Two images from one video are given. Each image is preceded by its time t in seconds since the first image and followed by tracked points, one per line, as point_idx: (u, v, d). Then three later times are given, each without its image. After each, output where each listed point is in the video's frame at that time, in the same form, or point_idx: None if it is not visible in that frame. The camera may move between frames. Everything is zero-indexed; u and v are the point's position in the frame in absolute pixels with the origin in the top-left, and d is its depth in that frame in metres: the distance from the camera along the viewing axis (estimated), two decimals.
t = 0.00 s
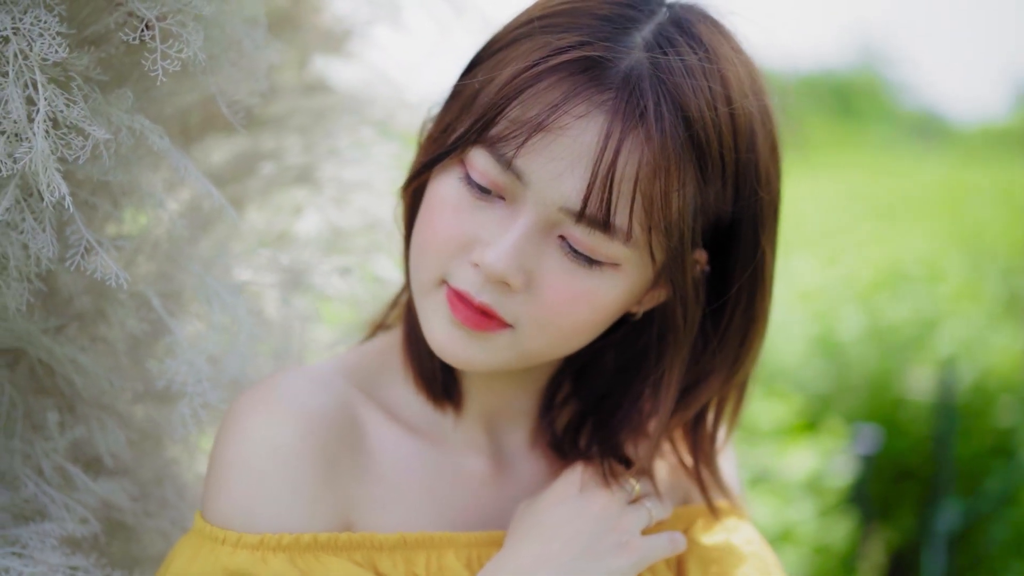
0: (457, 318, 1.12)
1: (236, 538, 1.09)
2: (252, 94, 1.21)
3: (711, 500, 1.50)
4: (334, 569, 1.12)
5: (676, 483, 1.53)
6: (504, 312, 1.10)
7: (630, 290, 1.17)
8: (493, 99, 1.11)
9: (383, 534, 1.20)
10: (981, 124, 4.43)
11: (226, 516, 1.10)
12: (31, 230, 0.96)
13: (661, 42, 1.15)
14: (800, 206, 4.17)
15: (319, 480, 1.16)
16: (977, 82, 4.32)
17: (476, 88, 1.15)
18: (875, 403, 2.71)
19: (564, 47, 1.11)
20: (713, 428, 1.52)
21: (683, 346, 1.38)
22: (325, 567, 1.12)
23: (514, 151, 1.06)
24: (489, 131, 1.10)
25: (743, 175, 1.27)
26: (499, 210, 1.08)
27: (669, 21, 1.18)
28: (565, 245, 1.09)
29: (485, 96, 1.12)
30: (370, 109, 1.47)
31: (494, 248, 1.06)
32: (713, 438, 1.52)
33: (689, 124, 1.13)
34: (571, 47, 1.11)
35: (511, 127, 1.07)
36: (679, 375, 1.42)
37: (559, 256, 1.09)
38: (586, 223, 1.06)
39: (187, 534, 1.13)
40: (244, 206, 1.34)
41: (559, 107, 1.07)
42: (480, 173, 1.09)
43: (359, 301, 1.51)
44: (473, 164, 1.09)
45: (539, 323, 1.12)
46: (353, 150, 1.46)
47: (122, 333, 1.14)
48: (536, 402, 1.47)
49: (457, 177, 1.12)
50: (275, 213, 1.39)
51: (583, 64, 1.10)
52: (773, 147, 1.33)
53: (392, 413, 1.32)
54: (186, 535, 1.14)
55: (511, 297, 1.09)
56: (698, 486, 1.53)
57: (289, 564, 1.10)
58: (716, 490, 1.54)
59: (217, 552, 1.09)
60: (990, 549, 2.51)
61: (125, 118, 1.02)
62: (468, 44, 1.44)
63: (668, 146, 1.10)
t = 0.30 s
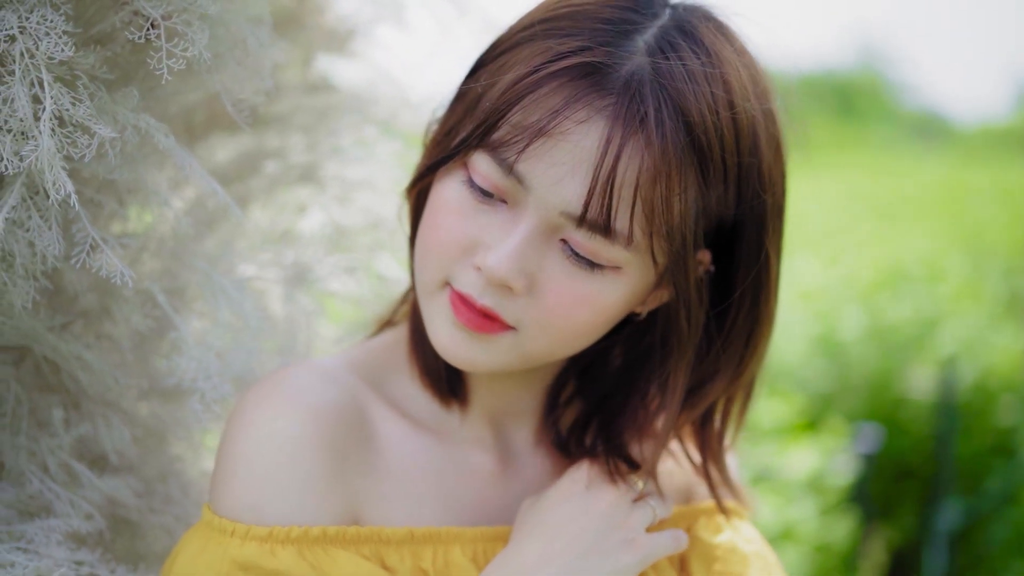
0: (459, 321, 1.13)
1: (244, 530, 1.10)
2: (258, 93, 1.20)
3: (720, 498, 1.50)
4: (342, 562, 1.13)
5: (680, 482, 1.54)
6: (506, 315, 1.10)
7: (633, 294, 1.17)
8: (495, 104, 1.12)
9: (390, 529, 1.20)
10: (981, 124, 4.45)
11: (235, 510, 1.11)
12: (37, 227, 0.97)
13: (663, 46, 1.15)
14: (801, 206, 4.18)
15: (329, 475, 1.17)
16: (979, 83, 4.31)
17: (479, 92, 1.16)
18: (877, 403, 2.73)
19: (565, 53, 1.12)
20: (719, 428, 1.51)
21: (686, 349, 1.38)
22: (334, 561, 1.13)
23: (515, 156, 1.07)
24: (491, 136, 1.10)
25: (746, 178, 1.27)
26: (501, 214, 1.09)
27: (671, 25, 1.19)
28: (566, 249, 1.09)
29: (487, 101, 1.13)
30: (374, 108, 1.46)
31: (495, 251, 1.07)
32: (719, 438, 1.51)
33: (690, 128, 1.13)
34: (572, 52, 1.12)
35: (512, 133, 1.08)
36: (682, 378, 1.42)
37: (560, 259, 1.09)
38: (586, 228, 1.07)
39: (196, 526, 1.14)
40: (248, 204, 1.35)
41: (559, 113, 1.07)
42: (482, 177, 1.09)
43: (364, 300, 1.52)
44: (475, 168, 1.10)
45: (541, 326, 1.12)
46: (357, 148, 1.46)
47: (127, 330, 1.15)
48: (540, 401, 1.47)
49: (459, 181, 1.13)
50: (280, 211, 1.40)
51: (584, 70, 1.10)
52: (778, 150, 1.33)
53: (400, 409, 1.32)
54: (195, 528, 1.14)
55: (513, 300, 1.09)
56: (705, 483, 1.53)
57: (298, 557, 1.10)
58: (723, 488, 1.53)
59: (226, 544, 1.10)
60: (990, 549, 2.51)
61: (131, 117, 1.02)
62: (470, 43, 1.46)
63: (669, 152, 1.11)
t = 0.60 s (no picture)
0: (458, 321, 1.13)
1: (246, 527, 1.10)
2: (259, 93, 1.20)
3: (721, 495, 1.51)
4: (343, 559, 1.13)
5: (680, 479, 1.54)
6: (505, 315, 1.11)
7: (630, 292, 1.18)
8: (492, 105, 1.12)
9: (391, 526, 1.21)
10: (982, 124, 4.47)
11: (236, 507, 1.12)
12: (39, 226, 0.97)
13: (658, 46, 1.15)
14: (801, 207, 4.18)
15: (330, 473, 1.17)
16: (981, 83, 4.33)
17: (475, 94, 1.16)
18: (878, 403, 2.73)
19: (560, 54, 1.12)
20: (719, 425, 1.52)
21: (684, 348, 1.39)
22: (335, 558, 1.13)
23: (511, 157, 1.07)
24: (487, 137, 1.11)
25: (742, 177, 1.28)
26: (498, 214, 1.09)
27: (667, 25, 1.19)
28: (563, 249, 1.10)
29: (483, 102, 1.13)
30: (375, 108, 1.47)
31: (493, 251, 1.07)
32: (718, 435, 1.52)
33: (686, 128, 1.14)
34: (567, 53, 1.12)
35: (508, 134, 1.08)
36: (680, 377, 1.42)
37: (558, 259, 1.10)
38: (583, 228, 1.07)
39: (197, 523, 1.15)
40: (249, 204, 1.35)
41: (555, 114, 1.08)
42: (479, 178, 1.10)
43: (365, 299, 1.52)
44: (472, 170, 1.11)
45: (540, 325, 1.13)
46: (357, 148, 1.46)
47: (129, 329, 1.15)
48: (540, 401, 1.48)
49: (457, 182, 1.13)
50: (281, 210, 1.40)
51: (579, 71, 1.11)
52: (773, 149, 1.33)
53: (400, 407, 1.33)
54: (197, 525, 1.15)
55: (511, 300, 1.10)
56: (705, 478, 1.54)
57: (300, 554, 1.11)
58: (723, 484, 1.54)
59: (227, 541, 1.10)
60: (991, 548, 2.51)
61: (133, 116, 1.03)
62: (470, 43, 1.47)
63: (664, 151, 1.11)
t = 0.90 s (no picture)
0: (453, 324, 1.13)
1: (242, 529, 1.10)
2: (253, 94, 1.21)
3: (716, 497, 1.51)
4: (338, 561, 1.14)
5: (675, 480, 1.55)
6: (500, 318, 1.11)
7: (625, 293, 1.18)
8: (482, 108, 1.12)
9: (387, 528, 1.21)
10: (982, 124, 4.47)
11: (231, 509, 1.12)
12: (34, 228, 0.97)
13: (648, 46, 1.15)
14: (801, 207, 4.19)
15: (326, 475, 1.18)
16: (981, 83, 4.32)
17: (466, 97, 1.16)
18: (876, 403, 2.73)
19: (550, 56, 1.12)
20: (714, 423, 1.52)
21: (678, 348, 1.39)
22: (330, 559, 1.13)
23: (504, 160, 1.07)
24: (479, 140, 1.11)
25: (734, 176, 1.28)
26: (491, 217, 1.09)
27: (656, 25, 1.19)
28: (557, 250, 1.10)
29: (474, 105, 1.13)
30: (371, 108, 1.46)
31: (487, 254, 1.07)
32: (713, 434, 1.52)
33: (677, 127, 1.14)
34: (557, 55, 1.12)
35: (500, 137, 1.08)
36: (674, 377, 1.42)
37: (552, 260, 1.10)
38: (577, 229, 1.08)
39: (193, 525, 1.15)
40: (245, 205, 1.35)
41: (546, 116, 1.08)
42: (472, 182, 1.10)
43: (363, 301, 1.52)
44: (464, 173, 1.11)
45: (535, 327, 1.13)
46: (354, 148, 1.46)
47: (124, 330, 1.16)
48: (536, 402, 1.48)
49: (450, 185, 1.13)
50: (277, 211, 1.40)
51: (569, 72, 1.11)
52: (765, 146, 1.33)
53: (396, 409, 1.33)
54: (192, 527, 1.15)
55: (506, 302, 1.10)
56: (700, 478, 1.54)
57: (295, 556, 1.11)
58: (718, 484, 1.54)
59: (223, 543, 1.10)
60: (991, 548, 2.52)
61: (127, 118, 1.03)
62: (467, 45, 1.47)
63: (656, 151, 1.11)
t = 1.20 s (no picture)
0: (448, 322, 1.13)
1: (235, 530, 1.09)
2: (245, 92, 1.20)
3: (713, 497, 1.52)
4: (332, 562, 1.13)
5: (669, 481, 1.54)
6: (495, 316, 1.11)
7: (620, 289, 1.18)
8: (473, 105, 1.10)
9: (381, 530, 1.21)
10: (985, 123, 4.48)
11: (224, 509, 1.11)
12: (23, 227, 0.97)
13: (638, 40, 1.14)
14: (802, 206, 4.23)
15: (320, 475, 1.17)
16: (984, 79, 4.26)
17: (456, 96, 1.15)
18: (875, 403, 2.72)
19: (540, 51, 1.11)
20: (710, 419, 1.52)
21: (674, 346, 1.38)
22: (323, 561, 1.12)
23: (495, 157, 1.06)
24: (470, 138, 1.09)
25: (727, 170, 1.28)
26: (484, 215, 1.09)
27: (646, 19, 1.18)
28: (550, 247, 1.09)
29: (464, 102, 1.11)
30: (365, 107, 1.47)
31: (480, 254, 1.06)
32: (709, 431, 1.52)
33: (669, 121, 1.12)
34: (547, 50, 1.11)
35: (491, 134, 1.07)
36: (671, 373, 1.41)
37: (545, 257, 1.09)
38: (570, 225, 1.07)
39: (186, 525, 1.14)
40: (238, 204, 1.34)
41: (537, 112, 1.06)
42: (464, 180, 1.09)
43: (359, 299, 1.54)
44: (456, 171, 1.10)
45: (531, 324, 1.13)
46: (348, 146, 1.45)
47: (115, 329, 1.15)
48: (532, 400, 1.48)
49: (442, 185, 1.13)
50: (270, 209, 1.39)
51: (559, 67, 1.09)
52: (757, 139, 1.32)
53: (391, 409, 1.33)
54: (185, 526, 1.14)
55: (500, 300, 1.09)
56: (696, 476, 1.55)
57: (288, 558, 1.10)
58: (714, 482, 1.55)
59: (215, 544, 1.09)
60: (990, 547, 2.50)
61: (117, 116, 1.02)
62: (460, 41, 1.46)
63: (648, 145, 1.10)
